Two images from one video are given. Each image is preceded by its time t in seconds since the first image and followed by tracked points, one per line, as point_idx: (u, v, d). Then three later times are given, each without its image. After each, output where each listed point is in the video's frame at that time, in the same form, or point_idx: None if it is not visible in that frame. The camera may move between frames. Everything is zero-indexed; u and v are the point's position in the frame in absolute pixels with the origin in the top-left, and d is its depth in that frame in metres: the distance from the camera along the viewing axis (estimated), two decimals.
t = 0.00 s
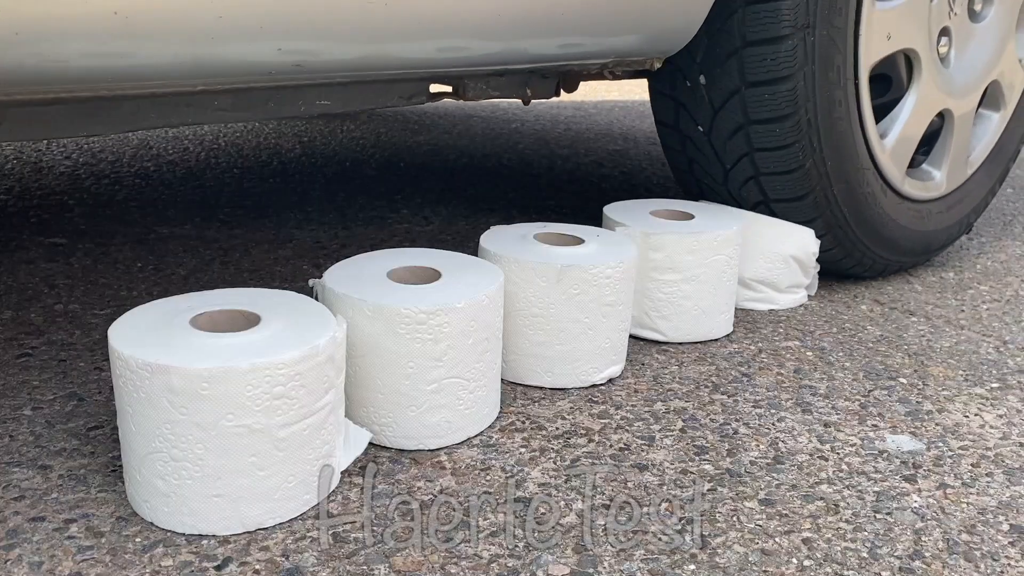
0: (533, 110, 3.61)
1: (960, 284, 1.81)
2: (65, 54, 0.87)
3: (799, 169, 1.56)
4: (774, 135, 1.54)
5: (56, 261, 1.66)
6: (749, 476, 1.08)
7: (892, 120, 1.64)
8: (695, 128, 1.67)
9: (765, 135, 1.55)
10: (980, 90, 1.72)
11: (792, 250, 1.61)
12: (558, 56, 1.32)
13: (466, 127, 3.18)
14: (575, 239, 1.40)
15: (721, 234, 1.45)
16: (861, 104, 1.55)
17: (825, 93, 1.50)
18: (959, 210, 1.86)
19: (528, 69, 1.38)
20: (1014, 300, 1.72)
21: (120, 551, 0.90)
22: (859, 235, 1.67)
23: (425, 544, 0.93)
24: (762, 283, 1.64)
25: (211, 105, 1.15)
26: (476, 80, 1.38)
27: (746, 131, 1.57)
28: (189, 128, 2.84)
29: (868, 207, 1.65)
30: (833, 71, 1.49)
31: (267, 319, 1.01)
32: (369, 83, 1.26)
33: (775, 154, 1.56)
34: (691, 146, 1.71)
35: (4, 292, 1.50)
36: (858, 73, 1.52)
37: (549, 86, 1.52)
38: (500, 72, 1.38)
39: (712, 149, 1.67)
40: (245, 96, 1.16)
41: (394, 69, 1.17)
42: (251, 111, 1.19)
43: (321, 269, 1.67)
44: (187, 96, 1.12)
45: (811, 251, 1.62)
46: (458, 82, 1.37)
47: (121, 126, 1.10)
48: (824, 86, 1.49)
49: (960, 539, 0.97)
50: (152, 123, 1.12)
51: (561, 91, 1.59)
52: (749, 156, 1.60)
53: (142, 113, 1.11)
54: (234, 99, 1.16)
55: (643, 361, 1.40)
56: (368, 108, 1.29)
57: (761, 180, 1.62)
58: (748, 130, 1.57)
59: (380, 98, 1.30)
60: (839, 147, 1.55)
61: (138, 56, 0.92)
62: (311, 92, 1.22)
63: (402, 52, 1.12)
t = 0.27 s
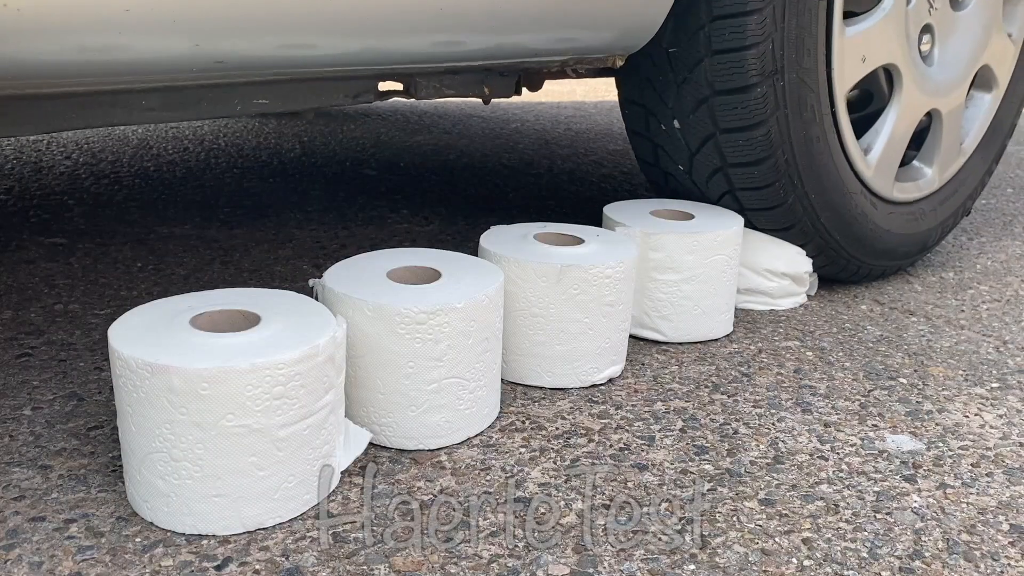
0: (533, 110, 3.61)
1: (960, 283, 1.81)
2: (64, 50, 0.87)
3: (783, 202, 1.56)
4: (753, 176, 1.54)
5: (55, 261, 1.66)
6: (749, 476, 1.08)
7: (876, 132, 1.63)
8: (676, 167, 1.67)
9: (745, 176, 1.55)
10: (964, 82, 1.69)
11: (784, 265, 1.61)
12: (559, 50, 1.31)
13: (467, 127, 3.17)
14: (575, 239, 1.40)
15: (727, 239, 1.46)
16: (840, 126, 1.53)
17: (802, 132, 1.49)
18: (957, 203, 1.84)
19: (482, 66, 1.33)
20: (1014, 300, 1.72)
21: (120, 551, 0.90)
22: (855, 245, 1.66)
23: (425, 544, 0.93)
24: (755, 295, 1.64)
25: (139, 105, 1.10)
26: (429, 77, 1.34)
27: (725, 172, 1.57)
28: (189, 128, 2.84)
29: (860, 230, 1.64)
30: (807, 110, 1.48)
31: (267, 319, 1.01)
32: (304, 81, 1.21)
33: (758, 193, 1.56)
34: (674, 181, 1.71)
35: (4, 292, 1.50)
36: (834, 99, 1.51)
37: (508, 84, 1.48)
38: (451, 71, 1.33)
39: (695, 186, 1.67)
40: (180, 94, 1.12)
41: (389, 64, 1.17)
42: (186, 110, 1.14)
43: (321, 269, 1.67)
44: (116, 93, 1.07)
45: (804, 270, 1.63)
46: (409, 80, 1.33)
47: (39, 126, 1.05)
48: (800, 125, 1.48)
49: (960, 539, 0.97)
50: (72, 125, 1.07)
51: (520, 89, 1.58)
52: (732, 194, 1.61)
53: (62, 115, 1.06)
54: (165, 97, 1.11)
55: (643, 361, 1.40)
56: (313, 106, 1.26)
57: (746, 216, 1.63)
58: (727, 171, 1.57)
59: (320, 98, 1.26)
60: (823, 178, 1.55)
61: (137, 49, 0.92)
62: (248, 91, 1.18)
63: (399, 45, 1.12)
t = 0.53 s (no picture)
0: (534, 110, 3.61)
1: (960, 283, 1.81)
2: (61, 43, 0.85)
3: (772, 222, 1.56)
4: (740, 200, 1.52)
5: (55, 261, 1.66)
6: (749, 476, 1.08)
7: (864, 139, 1.62)
8: (660, 190, 1.64)
9: (733, 200, 1.53)
10: (950, 75, 1.68)
11: (782, 272, 1.62)
12: (562, 46, 1.31)
13: (467, 127, 3.17)
14: (574, 239, 1.40)
15: (730, 245, 1.47)
16: (826, 139, 1.52)
17: (786, 155, 1.47)
18: (949, 196, 1.84)
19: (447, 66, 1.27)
20: (1014, 300, 1.72)
21: (120, 551, 0.90)
22: (850, 251, 1.65)
23: (425, 544, 0.93)
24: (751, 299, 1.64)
25: (78, 104, 1.03)
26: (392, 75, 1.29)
27: (712, 197, 1.55)
28: (189, 128, 2.84)
29: (853, 240, 1.64)
30: (790, 133, 1.46)
31: (267, 319, 1.01)
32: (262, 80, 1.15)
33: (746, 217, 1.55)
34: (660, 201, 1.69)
35: (4, 292, 1.50)
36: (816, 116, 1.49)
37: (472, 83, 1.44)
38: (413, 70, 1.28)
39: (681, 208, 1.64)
40: (123, 93, 1.05)
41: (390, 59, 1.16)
42: (130, 112, 1.07)
43: (321, 269, 1.67)
44: (58, 91, 1.00)
45: (800, 279, 1.64)
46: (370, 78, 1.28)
47: None
48: (783, 148, 1.46)
49: (960, 539, 0.97)
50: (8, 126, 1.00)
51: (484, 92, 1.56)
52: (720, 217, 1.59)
53: None
54: (107, 96, 1.04)
55: (643, 361, 1.40)
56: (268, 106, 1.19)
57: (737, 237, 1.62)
58: (714, 197, 1.55)
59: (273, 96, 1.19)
60: (810, 195, 1.53)
61: (134, 44, 0.90)
62: (196, 89, 1.10)
63: (399, 41, 1.11)
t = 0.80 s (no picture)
0: (534, 110, 3.61)
1: (960, 283, 1.81)
2: (52, 32, 0.80)
3: (761, 241, 1.55)
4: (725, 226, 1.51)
5: (56, 261, 1.66)
6: (749, 476, 1.08)
7: (852, 140, 1.61)
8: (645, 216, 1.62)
9: (722, 228, 1.51)
10: (934, 62, 1.66)
11: (780, 276, 1.62)
12: (543, 38, 1.24)
13: (467, 127, 3.18)
14: (575, 239, 1.40)
15: (732, 249, 1.47)
16: (809, 149, 1.51)
17: (767, 180, 1.46)
18: (945, 178, 1.83)
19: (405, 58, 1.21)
20: (1014, 300, 1.72)
21: (120, 551, 0.90)
22: (847, 249, 1.65)
23: (425, 544, 0.93)
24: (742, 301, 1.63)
25: None
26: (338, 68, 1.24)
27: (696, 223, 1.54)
28: (189, 128, 2.84)
29: (847, 243, 1.64)
30: (769, 157, 1.45)
31: (268, 319, 1.01)
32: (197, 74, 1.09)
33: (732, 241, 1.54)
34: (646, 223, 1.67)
35: (4, 292, 1.50)
36: (795, 134, 1.48)
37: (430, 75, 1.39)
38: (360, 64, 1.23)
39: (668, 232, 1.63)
40: (45, 84, 0.99)
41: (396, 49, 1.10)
42: (54, 102, 1.02)
43: (321, 269, 1.67)
44: None
45: (797, 284, 1.64)
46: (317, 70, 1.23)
47: None
48: (764, 172, 1.45)
49: (960, 539, 0.97)
50: None
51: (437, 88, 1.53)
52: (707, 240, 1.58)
53: None
54: (29, 89, 0.99)
55: (643, 361, 1.40)
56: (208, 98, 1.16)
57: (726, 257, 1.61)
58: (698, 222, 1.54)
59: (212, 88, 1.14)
60: (796, 213, 1.53)
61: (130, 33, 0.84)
62: (129, 83, 1.05)
63: (403, 29, 1.06)
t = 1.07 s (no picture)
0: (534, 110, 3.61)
1: (960, 283, 1.80)
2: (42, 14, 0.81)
3: (757, 252, 1.54)
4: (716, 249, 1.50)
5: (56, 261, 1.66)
6: (749, 476, 1.08)
7: (844, 138, 1.58)
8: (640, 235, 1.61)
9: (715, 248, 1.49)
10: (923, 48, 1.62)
11: (779, 279, 1.62)
12: (509, 25, 1.19)
13: (467, 127, 3.18)
14: (575, 238, 1.40)
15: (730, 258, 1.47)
16: (797, 155, 1.49)
17: (757, 197, 1.44)
18: (942, 155, 1.81)
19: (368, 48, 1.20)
20: (1014, 300, 1.72)
21: (120, 551, 0.90)
22: (845, 245, 1.65)
23: (425, 544, 0.93)
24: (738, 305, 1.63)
25: None
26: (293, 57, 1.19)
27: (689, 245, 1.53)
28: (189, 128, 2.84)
29: (845, 241, 1.64)
30: (757, 174, 1.43)
31: (267, 319, 1.01)
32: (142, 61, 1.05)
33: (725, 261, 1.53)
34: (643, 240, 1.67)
35: (4, 292, 1.50)
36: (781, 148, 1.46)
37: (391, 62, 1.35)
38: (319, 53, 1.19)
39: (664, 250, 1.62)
40: None
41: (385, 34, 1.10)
42: None
43: (321, 270, 1.67)
44: None
45: (796, 290, 1.64)
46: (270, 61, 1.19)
47: None
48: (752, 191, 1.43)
49: (960, 539, 0.97)
50: None
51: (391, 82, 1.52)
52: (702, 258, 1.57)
53: None
54: None
55: (643, 361, 1.40)
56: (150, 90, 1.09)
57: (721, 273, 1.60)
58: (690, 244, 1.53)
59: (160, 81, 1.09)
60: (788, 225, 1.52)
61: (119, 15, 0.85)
62: (64, 71, 1.00)
63: (396, 15, 1.06)
